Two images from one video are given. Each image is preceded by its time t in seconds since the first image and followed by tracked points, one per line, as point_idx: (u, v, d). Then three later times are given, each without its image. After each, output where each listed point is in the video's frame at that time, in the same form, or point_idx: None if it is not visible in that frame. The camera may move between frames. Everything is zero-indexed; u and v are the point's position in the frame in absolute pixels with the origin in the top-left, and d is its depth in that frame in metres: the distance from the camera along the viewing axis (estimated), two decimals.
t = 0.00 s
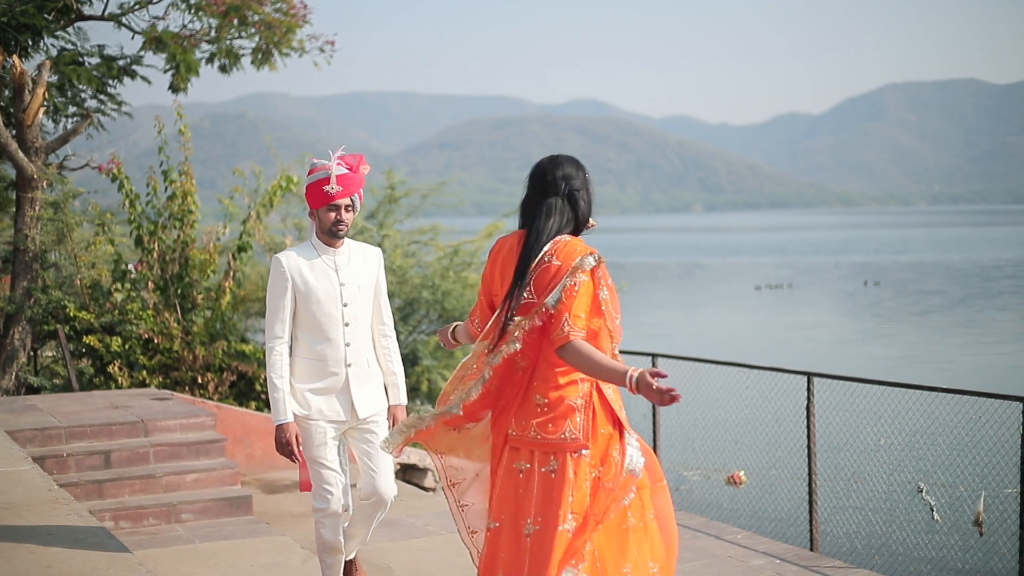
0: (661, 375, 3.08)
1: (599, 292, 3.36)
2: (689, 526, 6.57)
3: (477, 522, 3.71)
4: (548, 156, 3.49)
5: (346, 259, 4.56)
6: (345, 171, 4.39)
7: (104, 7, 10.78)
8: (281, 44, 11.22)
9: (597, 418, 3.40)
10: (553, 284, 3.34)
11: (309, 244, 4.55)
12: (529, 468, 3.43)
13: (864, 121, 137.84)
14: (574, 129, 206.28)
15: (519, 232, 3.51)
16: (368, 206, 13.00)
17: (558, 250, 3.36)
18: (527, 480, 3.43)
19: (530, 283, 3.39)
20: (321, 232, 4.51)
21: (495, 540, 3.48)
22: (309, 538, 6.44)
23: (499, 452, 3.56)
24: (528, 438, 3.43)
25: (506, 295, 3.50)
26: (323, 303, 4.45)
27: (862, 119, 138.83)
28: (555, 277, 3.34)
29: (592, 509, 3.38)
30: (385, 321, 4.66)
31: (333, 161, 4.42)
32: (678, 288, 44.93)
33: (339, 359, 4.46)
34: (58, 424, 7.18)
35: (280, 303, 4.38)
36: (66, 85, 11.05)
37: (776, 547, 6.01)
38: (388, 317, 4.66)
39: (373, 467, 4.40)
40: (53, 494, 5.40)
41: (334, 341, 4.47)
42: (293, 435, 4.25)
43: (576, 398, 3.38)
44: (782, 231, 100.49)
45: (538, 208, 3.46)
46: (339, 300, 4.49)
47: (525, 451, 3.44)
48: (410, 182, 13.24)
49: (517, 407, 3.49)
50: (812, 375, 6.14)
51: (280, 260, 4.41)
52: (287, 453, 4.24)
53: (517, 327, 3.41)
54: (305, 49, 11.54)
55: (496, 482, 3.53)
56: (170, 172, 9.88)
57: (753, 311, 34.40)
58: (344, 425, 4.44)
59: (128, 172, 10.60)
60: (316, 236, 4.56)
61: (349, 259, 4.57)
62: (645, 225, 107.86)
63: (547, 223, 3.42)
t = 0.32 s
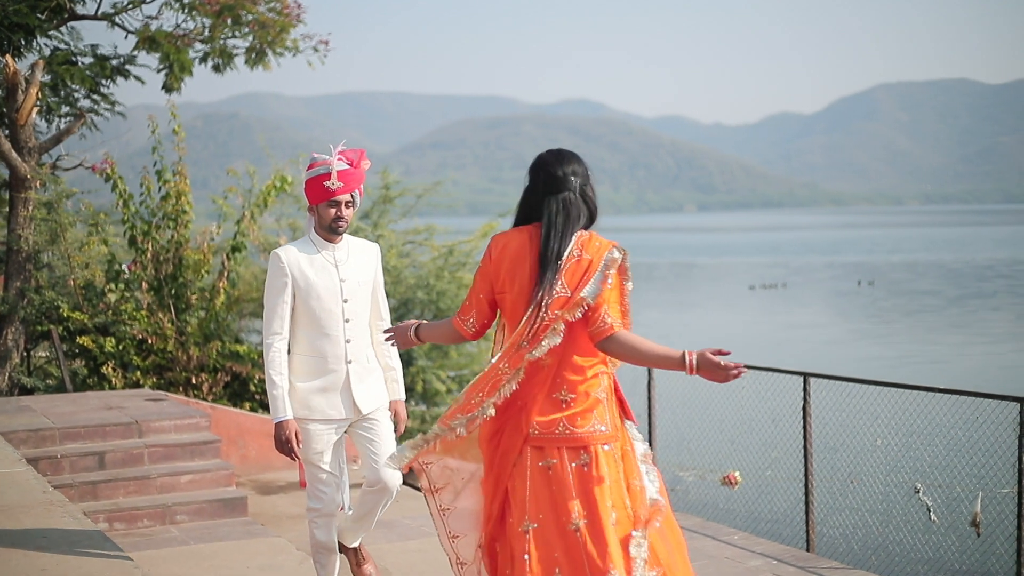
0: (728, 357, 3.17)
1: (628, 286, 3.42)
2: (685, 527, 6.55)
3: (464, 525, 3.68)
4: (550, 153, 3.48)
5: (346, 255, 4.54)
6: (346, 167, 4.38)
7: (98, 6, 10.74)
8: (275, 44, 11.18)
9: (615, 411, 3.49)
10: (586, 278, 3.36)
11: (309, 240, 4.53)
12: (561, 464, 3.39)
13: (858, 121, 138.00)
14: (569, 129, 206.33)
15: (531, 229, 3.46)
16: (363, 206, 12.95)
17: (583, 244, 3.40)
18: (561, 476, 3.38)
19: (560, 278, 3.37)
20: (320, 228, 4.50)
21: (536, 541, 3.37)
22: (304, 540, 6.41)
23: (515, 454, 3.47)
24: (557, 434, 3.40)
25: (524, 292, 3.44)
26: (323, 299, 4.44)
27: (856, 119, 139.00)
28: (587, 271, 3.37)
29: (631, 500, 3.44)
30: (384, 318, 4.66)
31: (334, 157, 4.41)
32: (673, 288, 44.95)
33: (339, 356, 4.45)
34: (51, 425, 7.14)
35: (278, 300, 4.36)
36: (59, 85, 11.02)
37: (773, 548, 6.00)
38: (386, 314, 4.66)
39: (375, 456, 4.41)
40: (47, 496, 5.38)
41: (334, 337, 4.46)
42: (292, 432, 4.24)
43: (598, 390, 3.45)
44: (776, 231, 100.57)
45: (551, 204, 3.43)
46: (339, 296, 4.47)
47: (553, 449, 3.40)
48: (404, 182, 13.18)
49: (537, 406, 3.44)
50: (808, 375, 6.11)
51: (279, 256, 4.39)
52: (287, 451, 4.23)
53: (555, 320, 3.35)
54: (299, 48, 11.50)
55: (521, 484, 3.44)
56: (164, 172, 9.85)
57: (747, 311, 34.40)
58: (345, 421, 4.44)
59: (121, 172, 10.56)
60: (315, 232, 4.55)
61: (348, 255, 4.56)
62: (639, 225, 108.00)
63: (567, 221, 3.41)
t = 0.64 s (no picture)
0: (748, 339, 3.53)
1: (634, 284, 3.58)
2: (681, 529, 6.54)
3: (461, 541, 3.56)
4: (553, 151, 3.48)
5: (346, 255, 4.53)
6: (346, 166, 4.36)
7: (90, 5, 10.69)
8: (268, 43, 11.15)
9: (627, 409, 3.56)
10: (610, 274, 3.45)
11: (308, 239, 4.52)
12: (594, 460, 3.38)
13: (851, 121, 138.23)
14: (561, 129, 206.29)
15: (544, 230, 3.44)
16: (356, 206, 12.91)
17: (600, 241, 3.49)
18: (599, 472, 3.37)
19: (588, 277, 3.39)
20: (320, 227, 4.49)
21: (585, 539, 3.31)
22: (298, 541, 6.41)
23: (539, 459, 3.39)
24: (586, 430, 3.41)
25: (544, 291, 3.39)
26: (323, 299, 4.42)
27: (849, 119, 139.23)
28: (610, 267, 3.46)
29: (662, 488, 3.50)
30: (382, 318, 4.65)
31: (335, 155, 4.40)
32: (666, 288, 44.99)
33: (339, 358, 4.43)
34: (44, 426, 7.11)
35: (276, 299, 4.35)
36: (52, 85, 10.98)
37: (768, 549, 6.01)
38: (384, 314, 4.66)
39: (377, 446, 4.38)
40: (41, 498, 5.36)
41: (334, 338, 4.44)
42: (293, 434, 4.21)
43: (612, 385, 3.53)
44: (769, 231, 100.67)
45: (562, 205, 3.44)
46: (339, 296, 4.46)
47: (583, 446, 3.40)
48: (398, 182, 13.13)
49: (561, 406, 3.40)
50: (803, 376, 6.10)
51: (279, 254, 4.38)
52: (289, 454, 4.21)
53: (596, 314, 3.40)
54: (292, 48, 11.48)
55: (553, 486, 3.36)
56: (157, 172, 9.79)
57: (741, 311, 34.42)
58: (345, 422, 4.42)
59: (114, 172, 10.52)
60: (313, 231, 4.53)
61: (348, 255, 4.55)
62: (632, 225, 108.13)
63: (583, 222, 3.42)
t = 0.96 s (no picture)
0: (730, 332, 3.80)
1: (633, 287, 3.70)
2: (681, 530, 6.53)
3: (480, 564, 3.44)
4: (556, 153, 3.53)
5: (350, 257, 4.53)
6: (352, 166, 4.36)
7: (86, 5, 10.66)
8: (264, 43, 11.12)
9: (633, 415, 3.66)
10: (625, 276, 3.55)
11: (312, 240, 4.50)
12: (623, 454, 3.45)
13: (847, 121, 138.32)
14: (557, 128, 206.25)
15: (560, 233, 3.47)
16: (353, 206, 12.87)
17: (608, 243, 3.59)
18: (632, 463, 3.45)
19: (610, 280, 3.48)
20: (325, 229, 4.48)
21: (633, 529, 3.33)
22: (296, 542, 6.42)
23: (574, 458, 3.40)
24: (612, 425, 3.48)
25: (570, 294, 3.46)
26: (327, 302, 4.41)
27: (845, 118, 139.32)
28: (622, 270, 3.55)
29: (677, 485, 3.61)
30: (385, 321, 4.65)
31: (340, 155, 4.39)
32: (663, 288, 44.97)
33: (342, 361, 4.42)
34: (40, 427, 7.08)
35: (280, 300, 4.32)
36: (47, 85, 10.97)
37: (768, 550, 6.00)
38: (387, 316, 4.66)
39: (382, 449, 4.37)
40: (38, 500, 5.33)
41: (338, 341, 4.43)
42: (299, 438, 4.19)
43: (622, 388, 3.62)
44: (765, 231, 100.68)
45: (572, 208, 3.49)
46: (344, 299, 4.45)
47: (612, 441, 3.47)
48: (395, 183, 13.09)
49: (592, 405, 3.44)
50: (803, 377, 6.09)
51: (283, 256, 4.37)
52: (295, 457, 4.18)
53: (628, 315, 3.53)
54: (289, 48, 11.45)
55: (593, 483, 3.38)
56: (153, 172, 9.81)
57: (738, 311, 34.41)
58: (349, 424, 4.40)
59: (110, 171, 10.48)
60: (317, 231, 4.52)
61: (352, 257, 4.54)
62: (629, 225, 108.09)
63: (594, 224, 3.50)
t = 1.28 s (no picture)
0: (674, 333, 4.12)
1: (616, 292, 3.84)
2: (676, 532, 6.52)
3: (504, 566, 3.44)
4: (552, 153, 3.55)
5: (352, 259, 4.51)
6: (355, 167, 4.36)
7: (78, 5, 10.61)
8: (257, 43, 11.09)
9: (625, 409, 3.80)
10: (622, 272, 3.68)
11: (314, 242, 4.48)
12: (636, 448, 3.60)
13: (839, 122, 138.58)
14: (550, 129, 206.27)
15: (567, 233, 3.53)
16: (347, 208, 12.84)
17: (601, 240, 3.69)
18: (643, 458, 3.59)
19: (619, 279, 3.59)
20: (326, 231, 4.46)
21: (659, 522, 3.46)
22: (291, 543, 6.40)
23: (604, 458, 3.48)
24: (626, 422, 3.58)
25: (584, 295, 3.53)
26: (328, 305, 4.39)
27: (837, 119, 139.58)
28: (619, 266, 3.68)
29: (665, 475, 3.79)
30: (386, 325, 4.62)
31: (342, 157, 4.38)
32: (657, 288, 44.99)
33: (343, 365, 4.40)
34: (33, 430, 7.04)
35: (281, 302, 4.32)
36: (39, 85, 10.91)
37: (763, 551, 5.99)
38: (388, 320, 4.63)
39: (384, 453, 4.34)
40: (31, 503, 5.31)
41: (339, 345, 4.41)
42: (303, 444, 4.15)
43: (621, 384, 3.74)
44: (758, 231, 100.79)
45: (575, 208, 3.56)
46: (345, 302, 4.43)
47: (624, 436, 3.56)
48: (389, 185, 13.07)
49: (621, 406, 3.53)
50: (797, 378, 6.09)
51: (285, 258, 4.35)
52: (299, 463, 4.15)
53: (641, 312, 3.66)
54: (281, 48, 11.42)
55: (622, 482, 3.47)
56: (146, 172, 9.74)
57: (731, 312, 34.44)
58: (349, 429, 4.37)
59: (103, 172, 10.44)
60: (319, 233, 4.50)
61: (354, 259, 4.52)
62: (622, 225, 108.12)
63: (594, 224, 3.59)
